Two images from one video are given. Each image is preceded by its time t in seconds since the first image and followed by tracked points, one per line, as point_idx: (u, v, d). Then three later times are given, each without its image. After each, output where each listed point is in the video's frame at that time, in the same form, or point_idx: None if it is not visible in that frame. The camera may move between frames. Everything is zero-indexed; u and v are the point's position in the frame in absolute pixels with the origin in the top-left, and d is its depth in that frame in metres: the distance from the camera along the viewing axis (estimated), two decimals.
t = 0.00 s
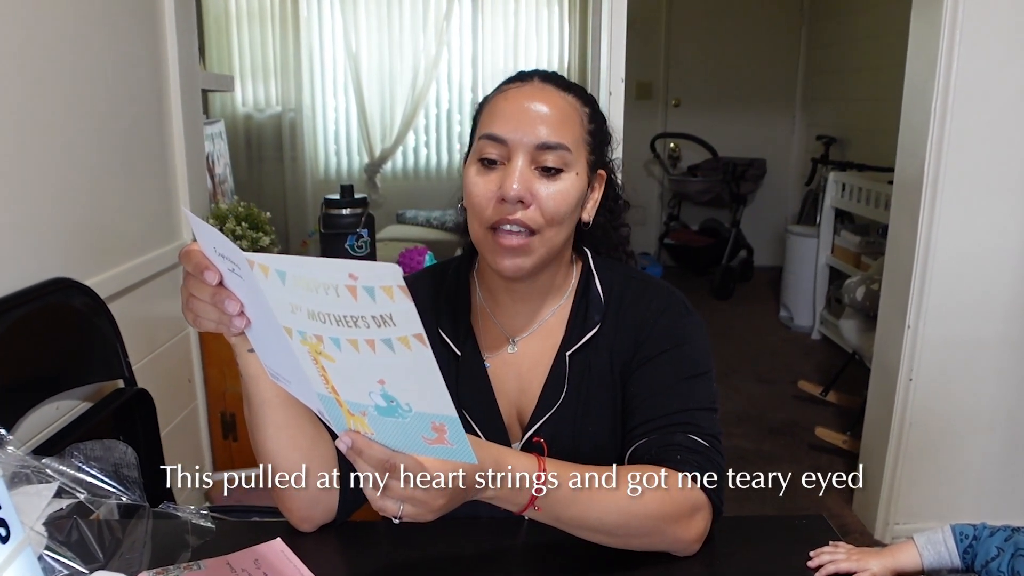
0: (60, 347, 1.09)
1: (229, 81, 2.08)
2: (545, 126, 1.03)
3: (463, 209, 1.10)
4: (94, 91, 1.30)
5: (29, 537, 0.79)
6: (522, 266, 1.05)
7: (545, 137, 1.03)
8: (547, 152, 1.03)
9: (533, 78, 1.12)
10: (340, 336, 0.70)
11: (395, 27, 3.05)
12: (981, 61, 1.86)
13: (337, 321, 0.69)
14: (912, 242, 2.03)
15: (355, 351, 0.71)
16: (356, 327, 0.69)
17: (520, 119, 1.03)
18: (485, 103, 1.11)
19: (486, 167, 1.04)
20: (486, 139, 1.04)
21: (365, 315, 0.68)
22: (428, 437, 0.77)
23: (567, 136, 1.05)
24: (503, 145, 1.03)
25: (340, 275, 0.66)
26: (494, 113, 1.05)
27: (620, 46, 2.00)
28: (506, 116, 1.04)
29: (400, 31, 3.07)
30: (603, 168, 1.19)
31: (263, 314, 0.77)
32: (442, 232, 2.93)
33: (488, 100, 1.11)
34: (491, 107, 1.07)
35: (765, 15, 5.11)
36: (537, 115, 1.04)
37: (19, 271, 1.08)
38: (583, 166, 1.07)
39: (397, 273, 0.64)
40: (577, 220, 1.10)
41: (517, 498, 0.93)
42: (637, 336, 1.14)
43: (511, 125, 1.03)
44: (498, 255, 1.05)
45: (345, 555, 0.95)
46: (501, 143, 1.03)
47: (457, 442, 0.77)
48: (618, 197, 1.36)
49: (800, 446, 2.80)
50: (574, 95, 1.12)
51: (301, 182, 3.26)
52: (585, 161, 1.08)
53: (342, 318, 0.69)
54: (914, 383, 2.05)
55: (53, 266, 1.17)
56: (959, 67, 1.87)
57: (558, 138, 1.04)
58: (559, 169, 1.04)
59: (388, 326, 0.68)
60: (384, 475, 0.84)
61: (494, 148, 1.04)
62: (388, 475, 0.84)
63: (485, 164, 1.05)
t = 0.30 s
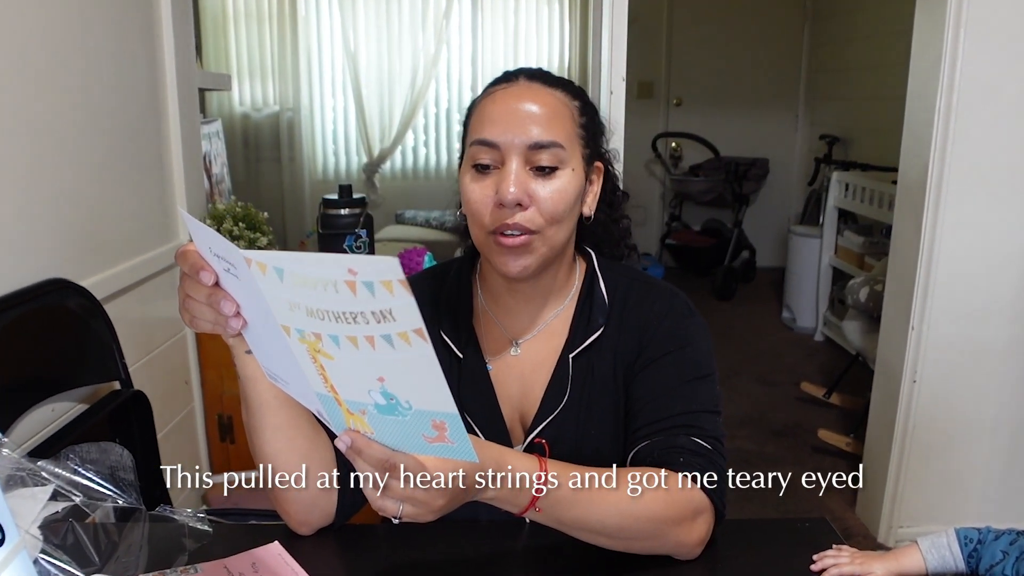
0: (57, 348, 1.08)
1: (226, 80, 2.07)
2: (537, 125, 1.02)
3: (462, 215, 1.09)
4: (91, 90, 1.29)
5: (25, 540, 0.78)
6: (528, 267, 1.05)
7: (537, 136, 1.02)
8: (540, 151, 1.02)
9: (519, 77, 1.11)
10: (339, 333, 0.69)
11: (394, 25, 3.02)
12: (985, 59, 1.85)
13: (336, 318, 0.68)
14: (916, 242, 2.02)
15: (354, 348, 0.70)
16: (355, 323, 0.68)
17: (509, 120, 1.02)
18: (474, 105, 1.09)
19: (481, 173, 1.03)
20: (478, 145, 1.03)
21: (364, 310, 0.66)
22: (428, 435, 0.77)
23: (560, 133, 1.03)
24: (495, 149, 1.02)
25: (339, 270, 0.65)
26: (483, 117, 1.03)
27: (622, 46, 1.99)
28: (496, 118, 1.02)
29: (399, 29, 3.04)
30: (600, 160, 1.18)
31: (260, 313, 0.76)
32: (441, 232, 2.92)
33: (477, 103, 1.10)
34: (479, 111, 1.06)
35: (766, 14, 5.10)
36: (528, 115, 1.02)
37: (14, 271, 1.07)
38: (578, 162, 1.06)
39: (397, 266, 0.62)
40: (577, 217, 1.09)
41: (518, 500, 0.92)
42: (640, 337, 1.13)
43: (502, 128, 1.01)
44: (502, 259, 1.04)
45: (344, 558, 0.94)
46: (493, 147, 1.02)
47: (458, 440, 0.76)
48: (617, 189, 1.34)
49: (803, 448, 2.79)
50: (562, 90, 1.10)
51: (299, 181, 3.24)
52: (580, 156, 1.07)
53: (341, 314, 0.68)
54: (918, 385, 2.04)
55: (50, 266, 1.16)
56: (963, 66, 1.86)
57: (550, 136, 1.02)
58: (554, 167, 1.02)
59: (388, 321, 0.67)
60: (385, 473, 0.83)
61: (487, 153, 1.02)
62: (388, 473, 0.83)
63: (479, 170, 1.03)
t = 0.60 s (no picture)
0: (54, 349, 1.07)
1: (224, 80, 2.06)
2: (527, 124, 1.01)
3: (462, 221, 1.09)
4: (87, 89, 1.28)
5: (20, 543, 0.77)
6: (533, 266, 1.04)
7: (529, 135, 1.01)
8: (533, 149, 1.01)
9: (503, 78, 1.10)
10: (337, 334, 0.68)
11: (393, 24, 3.00)
12: (990, 59, 1.84)
13: (333, 318, 0.67)
14: (920, 243, 2.01)
15: (353, 349, 0.69)
16: (353, 324, 0.67)
17: (499, 122, 1.01)
18: (462, 112, 1.08)
19: (475, 178, 1.02)
20: (470, 151, 1.02)
21: (362, 310, 0.66)
22: (428, 436, 0.76)
23: (551, 129, 1.03)
24: (487, 152, 1.01)
25: (336, 271, 0.64)
26: (473, 122, 1.02)
27: (624, 46, 1.98)
28: (485, 122, 1.01)
29: (397, 28, 3.02)
30: (596, 152, 1.17)
31: (258, 313, 0.75)
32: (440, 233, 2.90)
33: (464, 109, 1.08)
34: (468, 116, 1.05)
35: (768, 13, 5.09)
36: (517, 115, 1.01)
37: (10, 272, 1.06)
38: (572, 155, 1.05)
39: (393, 267, 0.62)
40: (578, 211, 1.08)
41: (519, 502, 0.91)
42: (643, 339, 1.12)
43: (492, 130, 1.00)
44: (507, 261, 1.03)
45: (342, 561, 0.93)
46: (485, 152, 1.01)
47: (458, 441, 0.75)
48: (614, 180, 1.33)
49: (806, 451, 2.78)
50: (547, 85, 1.09)
51: (298, 182, 3.23)
52: (574, 150, 1.06)
53: (338, 315, 0.67)
54: (922, 386, 2.04)
55: (46, 267, 1.15)
56: (968, 65, 1.85)
57: (542, 133, 1.01)
58: (548, 165, 1.01)
59: (386, 322, 0.66)
60: (385, 474, 0.82)
61: (479, 158, 1.01)
62: (388, 473, 0.82)
63: (473, 175, 1.02)
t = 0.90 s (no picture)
0: (49, 352, 1.06)
1: (221, 78, 2.05)
2: (528, 122, 1.00)
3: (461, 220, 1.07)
4: (82, 89, 1.27)
5: (16, 547, 0.76)
6: (532, 267, 1.03)
7: (530, 133, 1.00)
8: (534, 148, 1.00)
9: (505, 75, 1.09)
10: (337, 334, 0.67)
11: (392, 23, 2.99)
12: (994, 57, 1.83)
13: (333, 318, 0.67)
14: (924, 244, 2.00)
15: (353, 349, 0.68)
16: (353, 323, 0.66)
17: (500, 119, 1.00)
18: (462, 109, 1.07)
19: (476, 176, 1.01)
20: (470, 148, 1.01)
21: (362, 309, 0.65)
22: (428, 438, 0.74)
23: (553, 127, 1.02)
24: (487, 150, 1.00)
25: (336, 270, 0.63)
26: (473, 119, 1.01)
27: (624, 45, 1.97)
28: (486, 119, 1.00)
29: (396, 26, 3.00)
30: (597, 152, 1.16)
31: (256, 314, 0.75)
32: (439, 232, 2.88)
33: (464, 107, 1.07)
34: (469, 113, 1.04)
35: (769, 12, 5.09)
36: (518, 113, 1.01)
37: (5, 272, 1.05)
38: (574, 155, 1.04)
39: (396, 264, 0.60)
40: (578, 211, 1.07)
41: (519, 505, 0.90)
42: (644, 339, 1.11)
43: (493, 128, 0.99)
44: (506, 261, 1.02)
45: (339, 565, 0.92)
46: (486, 149, 0.99)
47: (458, 443, 0.74)
48: (615, 182, 1.32)
49: (808, 454, 2.77)
50: (549, 83, 1.08)
51: (295, 181, 3.22)
52: (575, 149, 1.05)
53: (338, 314, 0.66)
54: (926, 389, 2.02)
55: (42, 268, 1.14)
56: (972, 63, 1.84)
57: (544, 131, 1.00)
58: (549, 163, 1.01)
59: (386, 321, 0.65)
60: (385, 473, 0.80)
61: (480, 155, 1.00)
62: (389, 472, 0.80)
63: (473, 173, 1.01)
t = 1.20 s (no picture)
0: (44, 354, 1.05)
1: (219, 77, 2.04)
2: (529, 121, 0.99)
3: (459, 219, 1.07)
4: (78, 87, 1.26)
5: (11, 550, 0.76)
6: (529, 268, 1.01)
7: (530, 132, 0.99)
8: (534, 147, 0.99)
9: (507, 73, 1.08)
10: (334, 336, 0.66)
11: (391, 22, 2.97)
12: (998, 56, 1.82)
13: (331, 320, 0.66)
14: (927, 244, 1.99)
15: (350, 352, 0.67)
16: (351, 327, 0.65)
17: (500, 117, 0.99)
18: (465, 106, 1.06)
19: (475, 174, 1.00)
20: (470, 146, 1.00)
21: (359, 312, 0.64)
22: (426, 442, 0.73)
23: (553, 127, 1.01)
24: (487, 148, 0.99)
25: (333, 272, 0.62)
26: (474, 117, 1.01)
27: (625, 45, 1.97)
28: (487, 116, 1.00)
29: (395, 25, 2.98)
30: (600, 153, 1.15)
31: (254, 316, 0.74)
32: (439, 232, 2.87)
33: (466, 104, 1.07)
34: (470, 110, 1.03)
35: (770, 11, 5.08)
36: (519, 111, 1.00)
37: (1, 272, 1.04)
38: (574, 155, 1.03)
39: (393, 267, 0.59)
40: (578, 212, 1.06)
41: (518, 508, 0.89)
42: (646, 340, 1.10)
43: (493, 126, 0.99)
44: (503, 261, 1.01)
45: (337, 569, 0.91)
46: (485, 147, 0.99)
47: (457, 447, 0.72)
48: (618, 184, 1.31)
49: (811, 456, 2.76)
50: (551, 83, 1.07)
51: (293, 180, 3.22)
52: (576, 149, 1.04)
53: (336, 317, 0.65)
54: (930, 391, 2.01)
55: (36, 269, 1.13)
56: (976, 62, 1.83)
57: (543, 130, 1.00)
58: (549, 163, 1.00)
59: (384, 324, 0.64)
60: (385, 473, 0.79)
61: (479, 153, 0.99)
62: (388, 472, 0.79)
63: (472, 171, 1.00)
